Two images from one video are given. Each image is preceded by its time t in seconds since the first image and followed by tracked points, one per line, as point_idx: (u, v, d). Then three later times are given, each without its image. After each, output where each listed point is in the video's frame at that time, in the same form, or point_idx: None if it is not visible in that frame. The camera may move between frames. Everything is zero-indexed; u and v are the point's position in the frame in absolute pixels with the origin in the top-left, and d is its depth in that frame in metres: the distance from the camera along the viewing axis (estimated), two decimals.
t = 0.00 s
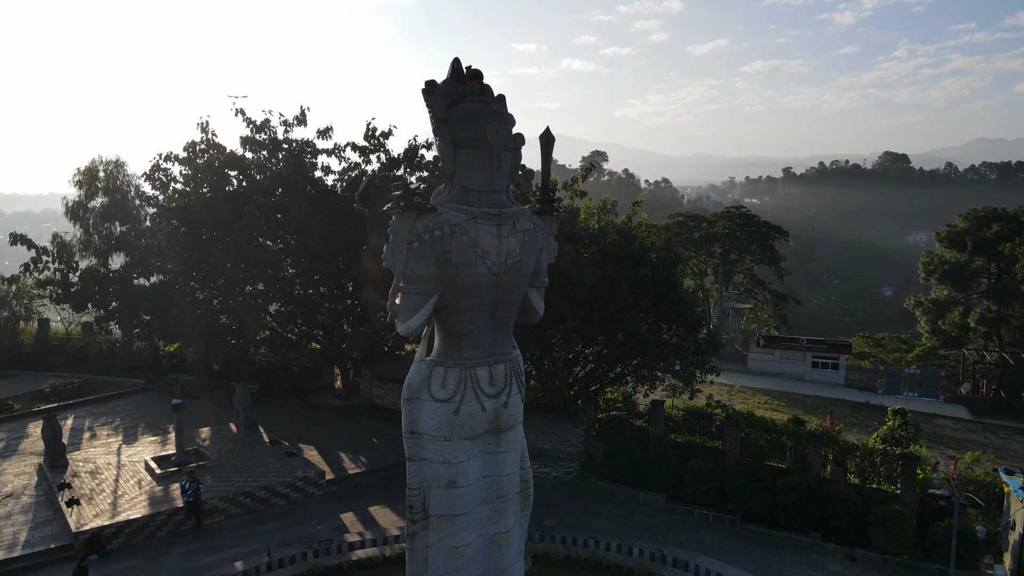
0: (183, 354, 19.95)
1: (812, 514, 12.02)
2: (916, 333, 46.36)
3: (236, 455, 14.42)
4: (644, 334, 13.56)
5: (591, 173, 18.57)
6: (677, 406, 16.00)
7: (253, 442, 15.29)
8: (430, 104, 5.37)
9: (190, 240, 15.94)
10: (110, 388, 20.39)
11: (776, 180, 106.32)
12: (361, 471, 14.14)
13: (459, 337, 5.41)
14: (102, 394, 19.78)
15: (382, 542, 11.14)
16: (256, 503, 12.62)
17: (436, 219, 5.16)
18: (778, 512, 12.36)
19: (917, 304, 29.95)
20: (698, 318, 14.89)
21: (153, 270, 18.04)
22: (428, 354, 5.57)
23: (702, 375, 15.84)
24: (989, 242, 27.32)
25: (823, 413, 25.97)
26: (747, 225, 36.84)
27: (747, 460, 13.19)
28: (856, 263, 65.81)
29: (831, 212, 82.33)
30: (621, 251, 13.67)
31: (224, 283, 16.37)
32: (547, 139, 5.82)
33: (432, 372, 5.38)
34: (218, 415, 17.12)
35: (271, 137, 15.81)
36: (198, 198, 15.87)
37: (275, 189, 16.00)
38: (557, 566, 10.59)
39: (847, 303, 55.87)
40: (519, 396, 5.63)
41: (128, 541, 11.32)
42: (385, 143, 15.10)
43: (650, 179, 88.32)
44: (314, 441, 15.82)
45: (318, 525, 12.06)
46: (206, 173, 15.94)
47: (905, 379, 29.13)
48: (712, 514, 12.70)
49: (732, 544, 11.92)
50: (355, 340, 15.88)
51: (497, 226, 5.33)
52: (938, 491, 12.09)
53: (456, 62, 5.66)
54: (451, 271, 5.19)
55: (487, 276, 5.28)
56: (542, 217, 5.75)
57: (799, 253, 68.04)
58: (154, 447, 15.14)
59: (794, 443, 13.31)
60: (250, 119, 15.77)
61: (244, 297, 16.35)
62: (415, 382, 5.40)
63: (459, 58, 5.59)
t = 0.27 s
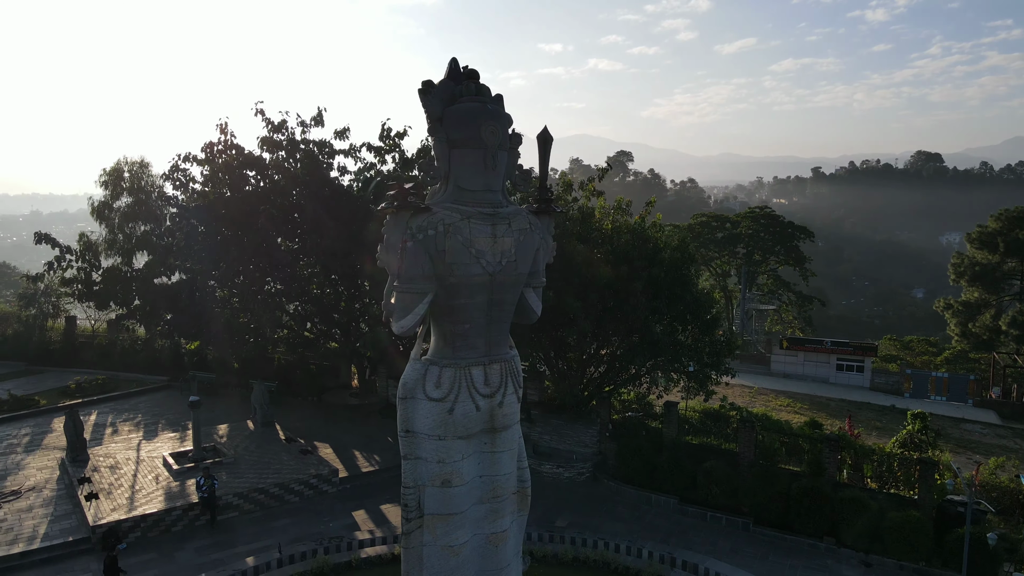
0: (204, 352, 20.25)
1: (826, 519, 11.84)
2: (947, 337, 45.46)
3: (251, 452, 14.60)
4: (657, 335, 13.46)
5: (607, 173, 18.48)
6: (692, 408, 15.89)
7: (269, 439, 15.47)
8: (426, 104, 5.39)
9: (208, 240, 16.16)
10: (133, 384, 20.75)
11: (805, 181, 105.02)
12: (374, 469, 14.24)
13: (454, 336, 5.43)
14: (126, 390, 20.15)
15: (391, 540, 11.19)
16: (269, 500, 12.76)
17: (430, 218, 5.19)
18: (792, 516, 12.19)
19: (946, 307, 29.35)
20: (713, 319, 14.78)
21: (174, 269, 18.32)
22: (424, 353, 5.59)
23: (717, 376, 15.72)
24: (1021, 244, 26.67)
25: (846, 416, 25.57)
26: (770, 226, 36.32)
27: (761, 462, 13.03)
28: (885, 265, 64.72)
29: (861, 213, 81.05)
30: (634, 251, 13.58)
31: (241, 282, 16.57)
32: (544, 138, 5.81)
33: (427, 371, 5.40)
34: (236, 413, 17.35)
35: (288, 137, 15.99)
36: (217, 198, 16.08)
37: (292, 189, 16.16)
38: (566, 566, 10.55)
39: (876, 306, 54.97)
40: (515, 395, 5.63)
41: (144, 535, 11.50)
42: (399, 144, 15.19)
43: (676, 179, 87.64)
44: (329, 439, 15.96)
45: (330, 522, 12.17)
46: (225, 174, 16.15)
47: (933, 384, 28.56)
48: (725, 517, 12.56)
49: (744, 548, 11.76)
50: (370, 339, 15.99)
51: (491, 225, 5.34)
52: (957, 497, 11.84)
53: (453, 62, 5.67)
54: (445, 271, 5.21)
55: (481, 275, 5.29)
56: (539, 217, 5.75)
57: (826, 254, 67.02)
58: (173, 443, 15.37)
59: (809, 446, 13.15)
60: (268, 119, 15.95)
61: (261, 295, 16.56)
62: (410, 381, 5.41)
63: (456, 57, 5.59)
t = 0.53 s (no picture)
0: (223, 350, 20.52)
1: (840, 523, 11.59)
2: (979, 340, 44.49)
3: (267, 449, 14.77)
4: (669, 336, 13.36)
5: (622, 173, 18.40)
6: (706, 409, 15.77)
7: (284, 437, 15.63)
8: (422, 104, 5.42)
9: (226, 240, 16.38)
10: (155, 382, 21.10)
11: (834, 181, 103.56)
12: (387, 468, 14.32)
13: (449, 336, 5.45)
14: (148, 387, 20.50)
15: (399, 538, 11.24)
16: (282, 497, 12.89)
17: (425, 218, 5.23)
18: (806, 520, 11.96)
19: (975, 310, 28.71)
20: (728, 320, 14.63)
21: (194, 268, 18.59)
22: (420, 353, 5.61)
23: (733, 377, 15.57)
24: None
25: (869, 420, 25.15)
26: (795, 226, 35.72)
27: (775, 465, 12.81)
28: (916, 266, 63.55)
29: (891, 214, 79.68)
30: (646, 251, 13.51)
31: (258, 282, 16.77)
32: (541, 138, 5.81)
33: (422, 371, 5.42)
34: (254, 411, 17.56)
35: (304, 138, 16.15)
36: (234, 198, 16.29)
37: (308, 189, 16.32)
38: (574, 567, 10.55)
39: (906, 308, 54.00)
40: (510, 395, 5.63)
41: (159, 530, 11.70)
42: (414, 144, 15.26)
43: (701, 179, 86.77)
44: (344, 437, 16.08)
45: (341, 520, 12.26)
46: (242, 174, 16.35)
47: (960, 387, 27.90)
48: (738, 520, 12.33)
49: (756, 552, 11.52)
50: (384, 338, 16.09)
51: (486, 224, 5.36)
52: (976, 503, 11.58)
53: (451, 62, 5.68)
54: (439, 270, 5.24)
55: (475, 275, 5.31)
56: (536, 216, 5.75)
57: (852, 255, 65.95)
58: (191, 439, 15.60)
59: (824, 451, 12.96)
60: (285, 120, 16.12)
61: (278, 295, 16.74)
62: (404, 380, 5.44)
63: (453, 58, 5.60)
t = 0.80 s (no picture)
0: (243, 348, 20.78)
1: (855, 527, 11.42)
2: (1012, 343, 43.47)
3: (282, 446, 14.93)
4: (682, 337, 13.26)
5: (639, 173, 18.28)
6: (722, 411, 15.61)
7: (300, 434, 15.80)
8: (418, 104, 5.44)
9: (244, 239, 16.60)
10: (177, 378, 21.44)
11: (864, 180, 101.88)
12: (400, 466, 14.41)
13: (443, 335, 5.47)
14: (170, 384, 20.84)
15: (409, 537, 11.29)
16: (296, 494, 13.03)
17: (419, 218, 5.26)
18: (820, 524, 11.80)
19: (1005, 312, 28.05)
20: (743, 321, 14.47)
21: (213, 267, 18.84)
22: (416, 352, 5.64)
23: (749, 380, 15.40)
24: None
25: (894, 424, 24.72)
26: (821, 226, 35.14)
27: (789, 468, 12.66)
28: (948, 268, 62.29)
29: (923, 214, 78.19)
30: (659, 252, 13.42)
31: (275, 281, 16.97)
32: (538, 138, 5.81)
33: (417, 370, 5.44)
34: (272, 408, 17.76)
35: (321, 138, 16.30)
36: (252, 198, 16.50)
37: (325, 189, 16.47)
38: (582, 569, 10.54)
39: (937, 310, 52.96)
40: (506, 395, 5.62)
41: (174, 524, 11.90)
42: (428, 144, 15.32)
43: (727, 179, 85.90)
44: (359, 435, 16.20)
45: (352, 517, 12.36)
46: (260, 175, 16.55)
47: (990, 392, 27.33)
48: (751, 523, 12.22)
49: (768, 555, 11.43)
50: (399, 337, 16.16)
51: (481, 224, 5.37)
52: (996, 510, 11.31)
53: (448, 62, 5.68)
54: (433, 269, 5.27)
55: (470, 274, 5.32)
56: (533, 216, 5.75)
57: (881, 256, 64.79)
58: (209, 436, 15.84)
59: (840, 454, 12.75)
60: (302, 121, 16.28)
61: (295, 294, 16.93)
62: (399, 379, 5.46)
63: (451, 57, 5.60)
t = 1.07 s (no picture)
0: (263, 346, 21.00)
1: (869, 534, 11.21)
2: None
3: (297, 444, 15.08)
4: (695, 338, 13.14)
5: (656, 173, 18.13)
6: (737, 413, 15.45)
7: (315, 432, 15.94)
8: (414, 104, 5.45)
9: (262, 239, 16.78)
10: (198, 376, 21.75)
11: (896, 180, 100.11)
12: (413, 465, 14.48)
13: (438, 334, 5.49)
14: (191, 381, 21.15)
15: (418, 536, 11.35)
16: (309, 491, 13.15)
17: (412, 217, 5.27)
18: (833, 529, 11.60)
19: None
20: (759, 323, 14.29)
21: (233, 266, 19.07)
22: (411, 351, 5.66)
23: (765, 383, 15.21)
24: None
25: (920, 429, 24.25)
26: (847, 227, 34.50)
27: (802, 472, 12.46)
28: (981, 269, 60.92)
29: (956, 214, 76.60)
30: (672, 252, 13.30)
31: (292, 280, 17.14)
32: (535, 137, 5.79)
33: (412, 369, 5.47)
34: (289, 406, 17.94)
35: (338, 139, 16.42)
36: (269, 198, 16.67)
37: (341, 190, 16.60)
38: (590, 570, 10.50)
39: (970, 312, 51.80)
40: (501, 395, 5.63)
41: (189, 519, 12.08)
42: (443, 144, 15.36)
43: (754, 179, 84.83)
44: (374, 434, 16.30)
45: (364, 515, 12.44)
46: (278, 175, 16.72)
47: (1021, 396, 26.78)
48: (764, 528, 12.05)
49: (780, 560, 11.30)
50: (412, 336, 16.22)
51: (475, 224, 5.37)
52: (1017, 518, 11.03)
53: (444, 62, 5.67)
54: (426, 269, 5.27)
55: (463, 274, 5.32)
56: (529, 216, 5.74)
57: (911, 257, 63.50)
58: (226, 433, 16.05)
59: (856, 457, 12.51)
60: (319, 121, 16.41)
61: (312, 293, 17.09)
62: (394, 378, 5.49)
63: (448, 57, 5.59)
